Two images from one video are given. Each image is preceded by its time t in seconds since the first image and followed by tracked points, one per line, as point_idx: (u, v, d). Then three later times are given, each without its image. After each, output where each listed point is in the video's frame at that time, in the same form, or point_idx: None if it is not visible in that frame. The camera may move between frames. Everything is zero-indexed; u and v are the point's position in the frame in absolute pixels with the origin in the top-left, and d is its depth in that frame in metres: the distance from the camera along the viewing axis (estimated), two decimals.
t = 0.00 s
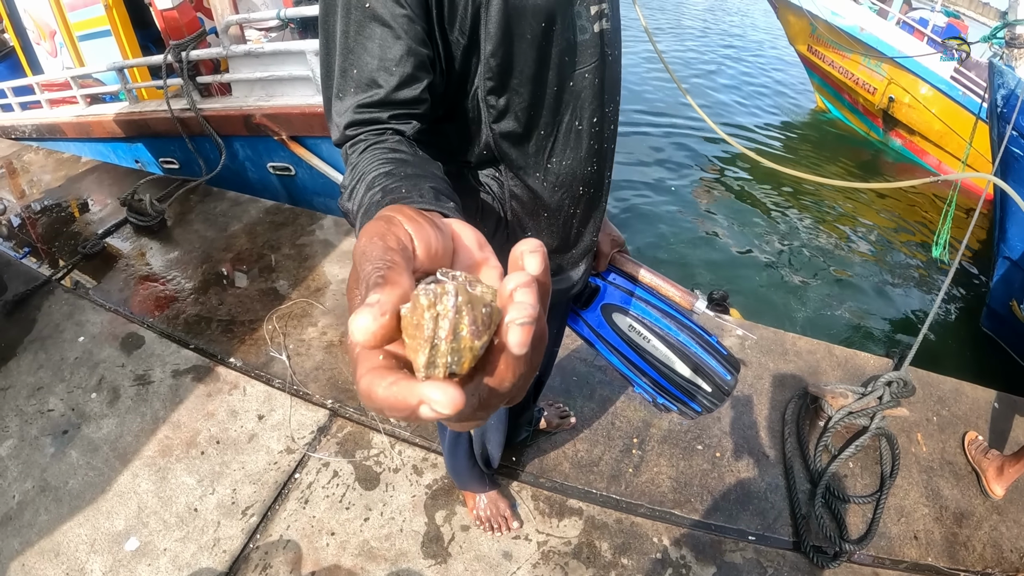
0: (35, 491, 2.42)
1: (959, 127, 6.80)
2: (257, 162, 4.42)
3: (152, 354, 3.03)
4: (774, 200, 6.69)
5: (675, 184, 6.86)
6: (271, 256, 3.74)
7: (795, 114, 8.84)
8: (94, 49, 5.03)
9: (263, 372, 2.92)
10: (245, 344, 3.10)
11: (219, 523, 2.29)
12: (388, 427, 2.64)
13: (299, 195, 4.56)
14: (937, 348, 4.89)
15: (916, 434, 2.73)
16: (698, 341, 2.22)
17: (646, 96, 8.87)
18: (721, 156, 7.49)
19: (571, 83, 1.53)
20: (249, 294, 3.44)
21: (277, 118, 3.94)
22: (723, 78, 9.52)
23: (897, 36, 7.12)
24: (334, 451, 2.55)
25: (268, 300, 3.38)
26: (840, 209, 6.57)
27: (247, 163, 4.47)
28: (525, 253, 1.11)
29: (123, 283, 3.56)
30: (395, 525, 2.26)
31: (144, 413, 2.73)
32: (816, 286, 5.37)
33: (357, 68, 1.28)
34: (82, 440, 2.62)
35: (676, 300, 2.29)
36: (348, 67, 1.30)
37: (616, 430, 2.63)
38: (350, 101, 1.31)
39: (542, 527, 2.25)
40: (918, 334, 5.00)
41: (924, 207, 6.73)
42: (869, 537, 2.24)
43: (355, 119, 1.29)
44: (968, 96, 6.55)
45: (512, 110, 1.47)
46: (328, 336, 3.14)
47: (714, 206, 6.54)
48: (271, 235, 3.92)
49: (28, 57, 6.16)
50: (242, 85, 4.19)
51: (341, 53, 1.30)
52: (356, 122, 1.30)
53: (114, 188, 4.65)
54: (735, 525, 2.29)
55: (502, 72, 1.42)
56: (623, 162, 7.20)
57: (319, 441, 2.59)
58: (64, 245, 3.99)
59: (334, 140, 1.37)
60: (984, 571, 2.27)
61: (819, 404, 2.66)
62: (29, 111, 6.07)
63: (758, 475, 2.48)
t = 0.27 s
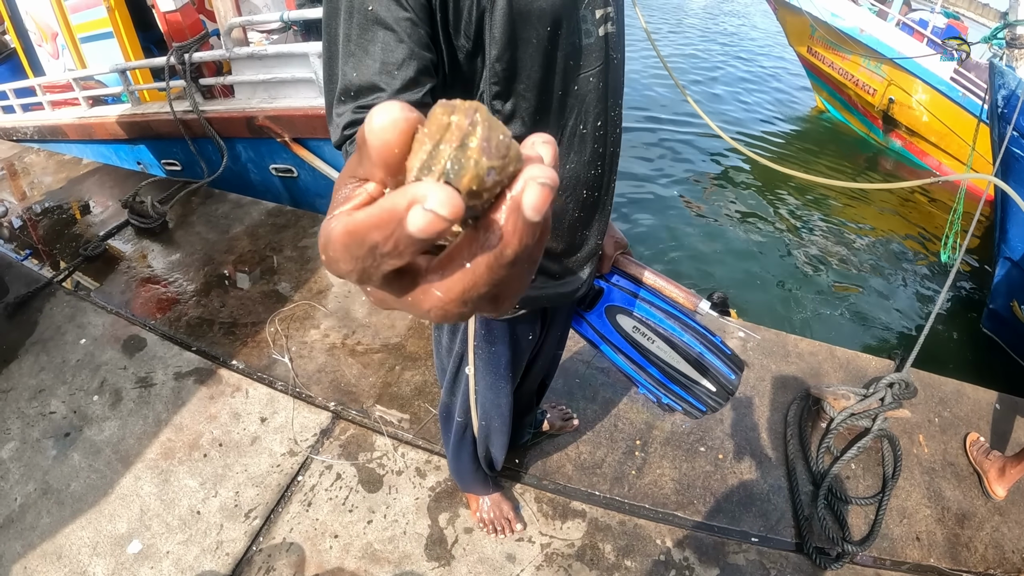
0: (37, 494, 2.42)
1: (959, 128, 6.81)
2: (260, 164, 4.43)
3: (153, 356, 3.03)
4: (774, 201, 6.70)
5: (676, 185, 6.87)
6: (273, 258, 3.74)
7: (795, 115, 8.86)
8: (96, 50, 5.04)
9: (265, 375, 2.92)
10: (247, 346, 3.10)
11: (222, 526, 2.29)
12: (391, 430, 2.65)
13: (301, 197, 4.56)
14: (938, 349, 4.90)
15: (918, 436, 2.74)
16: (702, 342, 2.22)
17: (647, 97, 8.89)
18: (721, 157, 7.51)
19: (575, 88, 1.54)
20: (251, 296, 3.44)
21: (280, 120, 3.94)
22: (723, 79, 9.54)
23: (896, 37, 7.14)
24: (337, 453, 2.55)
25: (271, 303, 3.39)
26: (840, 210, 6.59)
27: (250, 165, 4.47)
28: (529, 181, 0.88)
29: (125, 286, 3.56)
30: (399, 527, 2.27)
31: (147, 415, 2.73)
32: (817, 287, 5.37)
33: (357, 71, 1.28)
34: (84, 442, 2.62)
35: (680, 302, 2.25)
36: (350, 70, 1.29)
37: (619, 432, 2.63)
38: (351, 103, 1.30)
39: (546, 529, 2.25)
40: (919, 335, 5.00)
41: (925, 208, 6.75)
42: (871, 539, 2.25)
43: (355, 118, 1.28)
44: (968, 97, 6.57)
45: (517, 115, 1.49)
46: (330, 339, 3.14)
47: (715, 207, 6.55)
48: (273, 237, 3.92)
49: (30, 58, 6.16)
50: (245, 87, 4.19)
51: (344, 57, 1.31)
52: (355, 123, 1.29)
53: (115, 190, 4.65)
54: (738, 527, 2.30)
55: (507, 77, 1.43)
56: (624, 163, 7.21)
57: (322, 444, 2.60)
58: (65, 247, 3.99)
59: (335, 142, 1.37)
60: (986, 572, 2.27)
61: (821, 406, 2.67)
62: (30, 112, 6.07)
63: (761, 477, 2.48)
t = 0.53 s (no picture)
0: (38, 497, 2.43)
1: (959, 129, 6.83)
2: (261, 166, 4.43)
3: (154, 359, 3.03)
4: (775, 203, 6.70)
5: (676, 187, 6.89)
6: (274, 260, 3.75)
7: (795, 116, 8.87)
8: (97, 53, 5.04)
9: (266, 378, 2.92)
10: (248, 349, 3.10)
11: (223, 529, 2.29)
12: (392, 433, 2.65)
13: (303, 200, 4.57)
14: (938, 351, 4.90)
15: (919, 438, 2.74)
16: (701, 348, 2.21)
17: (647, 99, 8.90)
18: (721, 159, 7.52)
19: (577, 93, 1.54)
20: (252, 299, 3.45)
21: (282, 123, 3.95)
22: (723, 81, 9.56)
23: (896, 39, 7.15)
24: (338, 456, 2.56)
25: (271, 305, 3.39)
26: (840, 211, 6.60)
27: (252, 167, 4.47)
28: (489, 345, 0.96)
29: (126, 289, 3.57)
30: (399, 530, 2.27)
31: (148, 418, 2.73)
32: (817, 289, 5.38)
33: (361, 78, 1.29)
34: (85, 445, 2.63)
35: (679, 306, 2.23)
36: (351, 77, 1.30)
37: (619, 435, 2.63)
38: (351, 112, 1.31)
39: (546, 532, 2.25)
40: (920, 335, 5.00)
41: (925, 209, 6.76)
42: (872, 541, 2.25)
43: (355, 129, 1.29)
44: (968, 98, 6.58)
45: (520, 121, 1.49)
46: (331, 342, 3.15)
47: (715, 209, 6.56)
48: (274, 240, 3.93)
49: (31, 61, 6.17)
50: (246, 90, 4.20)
51: (345, 63, 1.31)
52: (357, 133, 1.29)
53: (116, 192, 4.66)
54: (738, 529, 2.30)
55: (509, 83, 1.43)
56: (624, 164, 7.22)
57: (322, 446, 2.60)
58: (67, 250, 3.99)
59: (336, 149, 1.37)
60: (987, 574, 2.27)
61: (822, 408, 2.67)
62: (31, 114, 6.08)
63: (761, 479, 2.49)
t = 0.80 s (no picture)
0: (38, 498, 2.42)
1: (959, 130, 6.83)
2: (263, 168, 4.42)
3: (155, 360, 3.03)
4: (775, 204, 6.71)
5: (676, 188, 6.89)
6: (275, 262, 3.75)
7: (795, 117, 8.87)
8: (99, 55, 5.05)
9: (267, 380, 2.92)
10: (248, 351, 3.10)
11: (223, 531, 2.29)
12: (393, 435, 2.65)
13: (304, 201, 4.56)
14: (939, 352, 4.89)
15: (920, 439, 2.74)
16: (704, 350, 2.22)
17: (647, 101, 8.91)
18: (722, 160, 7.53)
19: (578, 95, 1.54)
20: (253, 301, 3.44)
21: (284, 124, 3.94)
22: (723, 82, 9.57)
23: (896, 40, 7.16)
24: (338, 458, 2.55)
25: (272, 307, 3.39)
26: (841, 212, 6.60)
27: (253, 169, 4.47)
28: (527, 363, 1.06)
29: (127, 290, 3.57)
30: (401, 532, 2.26)
31: (148, 419, 2.73)
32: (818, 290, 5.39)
33: (365, 82, 1.29)
34: (85, 447, 2.62)
35: (681, 309, 2.24)
36: (355, 82, 1.31)
37: (621, 437, 2.63)
38: (358, 117, 1.33)
39: (547, 534, 2.25)
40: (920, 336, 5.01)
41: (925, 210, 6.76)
42: (873, 542, 2.24)
43: (364, 135, 1.32)
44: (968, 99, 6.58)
45: (522, 123, 1.48)
46: (332, 343, 3.14)
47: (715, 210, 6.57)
48: (274, 242, 3.93)
49: (33, 62, 6.18)
50: (248, 92, 4.20)
51: (349, 67, 1.31)
52: (365, 138, 1.32)
53: (117, 194, 4.66)
54: (739, 531, 2.29)
55: (511, 86, 1.43)
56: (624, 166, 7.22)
57: (323, 448, 2.60)
58: (67, 251, 3.99)
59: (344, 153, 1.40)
60: None
61: (823, 410, 2.67)
62: (33, 116, 6.08)
63: (762, 481, 2.48)
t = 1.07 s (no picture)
0: (39, 500, 2.43)
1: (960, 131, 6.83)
2: (265, 169, 4.43)
3: (156, 362, 3.03)
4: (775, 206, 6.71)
5: (677, 189, 6.90)
6: (276, 263, 3.75)
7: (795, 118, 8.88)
8: (101, 57, 5.06)
9: (268, 381, 2.93)
10: (250, 352, 3.10)
11: (225, 532, 2.29)
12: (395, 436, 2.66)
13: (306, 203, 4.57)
14: (939, 353, 4.89)
15: (921, 440, 2.74)
16: (704, 350, 2.22)
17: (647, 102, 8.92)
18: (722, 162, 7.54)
19: (577, 97, 1.54)
20: (254, 302, 3.45)
21: (286, 126, 3.95)
22: (723, 84, 9.57)
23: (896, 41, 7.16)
24: (340, 459, 2.56)
25: (274, 308, 3.39)
26: (841, 213, 6.60)
27: (255, 170, 4.48)
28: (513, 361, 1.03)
29: (128, 291, 3.58)
30: (402, 533, 2.27)
31: (149, 421, 2.73)
32: (819, 291, 5.39)
33: (364, 84, 1.30)
34: (86, 448, 2.63)
35: (680, 310, 2.25)
36: (355, 84, 1.31)
37: (622, 438, 2.63)
38: (356, 118, 1.33)
39: (549, 535, 2.25)
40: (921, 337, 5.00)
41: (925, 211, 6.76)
42: (875, 544, 2.24)
43: (362, 136, 1.33)
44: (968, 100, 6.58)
45: (521, 125, 1.49)
46: (333, 345, 3.15)
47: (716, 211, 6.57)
48: (275, 243, 3.93)
49: (35, 64, 6.19)
50: (250, 94, 4.20)
51: (349, 70, 1.31)
52: (364, 140, 1.33)
53: (118, 195, 4.66)
54: (740, 532, 2.30)
55: (511, 88, 1.43)
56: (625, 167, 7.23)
57: (324, 450, 2.60)
58: (69, 253, 4.00)
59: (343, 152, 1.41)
60: None
61: (824, 412, 2.67)
62: (35, 118, 6.10)
63: (763, 482, 2.48)
